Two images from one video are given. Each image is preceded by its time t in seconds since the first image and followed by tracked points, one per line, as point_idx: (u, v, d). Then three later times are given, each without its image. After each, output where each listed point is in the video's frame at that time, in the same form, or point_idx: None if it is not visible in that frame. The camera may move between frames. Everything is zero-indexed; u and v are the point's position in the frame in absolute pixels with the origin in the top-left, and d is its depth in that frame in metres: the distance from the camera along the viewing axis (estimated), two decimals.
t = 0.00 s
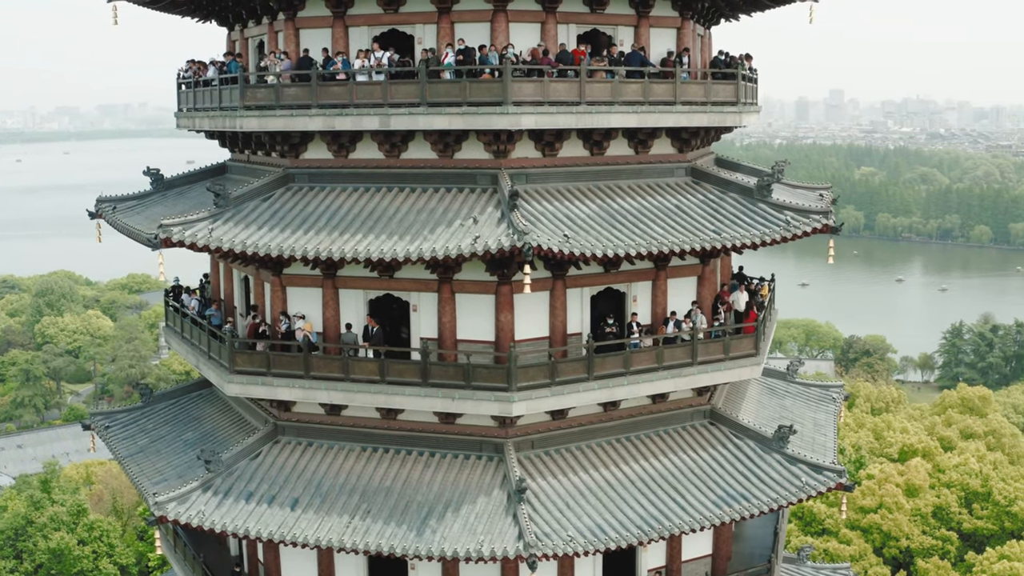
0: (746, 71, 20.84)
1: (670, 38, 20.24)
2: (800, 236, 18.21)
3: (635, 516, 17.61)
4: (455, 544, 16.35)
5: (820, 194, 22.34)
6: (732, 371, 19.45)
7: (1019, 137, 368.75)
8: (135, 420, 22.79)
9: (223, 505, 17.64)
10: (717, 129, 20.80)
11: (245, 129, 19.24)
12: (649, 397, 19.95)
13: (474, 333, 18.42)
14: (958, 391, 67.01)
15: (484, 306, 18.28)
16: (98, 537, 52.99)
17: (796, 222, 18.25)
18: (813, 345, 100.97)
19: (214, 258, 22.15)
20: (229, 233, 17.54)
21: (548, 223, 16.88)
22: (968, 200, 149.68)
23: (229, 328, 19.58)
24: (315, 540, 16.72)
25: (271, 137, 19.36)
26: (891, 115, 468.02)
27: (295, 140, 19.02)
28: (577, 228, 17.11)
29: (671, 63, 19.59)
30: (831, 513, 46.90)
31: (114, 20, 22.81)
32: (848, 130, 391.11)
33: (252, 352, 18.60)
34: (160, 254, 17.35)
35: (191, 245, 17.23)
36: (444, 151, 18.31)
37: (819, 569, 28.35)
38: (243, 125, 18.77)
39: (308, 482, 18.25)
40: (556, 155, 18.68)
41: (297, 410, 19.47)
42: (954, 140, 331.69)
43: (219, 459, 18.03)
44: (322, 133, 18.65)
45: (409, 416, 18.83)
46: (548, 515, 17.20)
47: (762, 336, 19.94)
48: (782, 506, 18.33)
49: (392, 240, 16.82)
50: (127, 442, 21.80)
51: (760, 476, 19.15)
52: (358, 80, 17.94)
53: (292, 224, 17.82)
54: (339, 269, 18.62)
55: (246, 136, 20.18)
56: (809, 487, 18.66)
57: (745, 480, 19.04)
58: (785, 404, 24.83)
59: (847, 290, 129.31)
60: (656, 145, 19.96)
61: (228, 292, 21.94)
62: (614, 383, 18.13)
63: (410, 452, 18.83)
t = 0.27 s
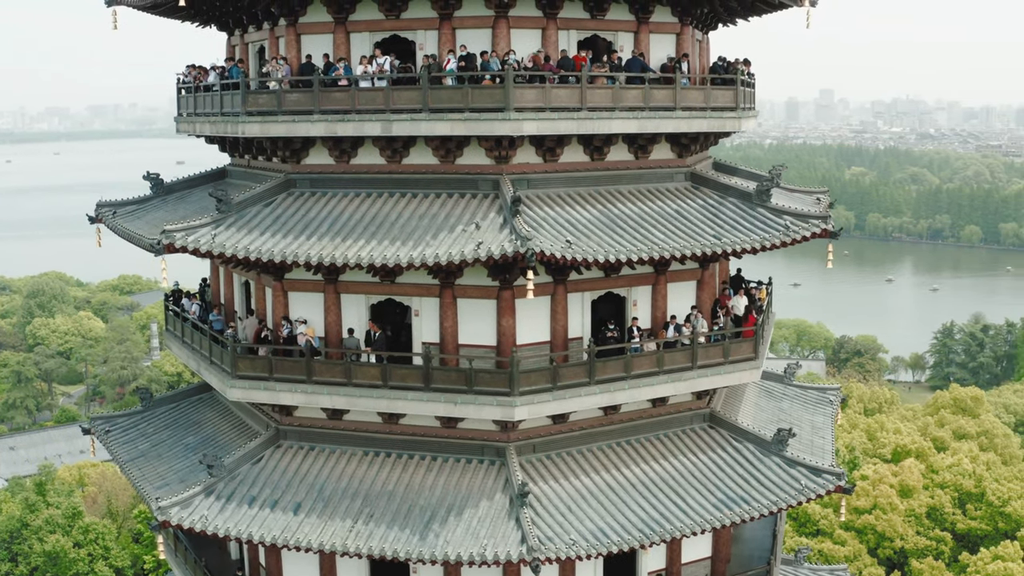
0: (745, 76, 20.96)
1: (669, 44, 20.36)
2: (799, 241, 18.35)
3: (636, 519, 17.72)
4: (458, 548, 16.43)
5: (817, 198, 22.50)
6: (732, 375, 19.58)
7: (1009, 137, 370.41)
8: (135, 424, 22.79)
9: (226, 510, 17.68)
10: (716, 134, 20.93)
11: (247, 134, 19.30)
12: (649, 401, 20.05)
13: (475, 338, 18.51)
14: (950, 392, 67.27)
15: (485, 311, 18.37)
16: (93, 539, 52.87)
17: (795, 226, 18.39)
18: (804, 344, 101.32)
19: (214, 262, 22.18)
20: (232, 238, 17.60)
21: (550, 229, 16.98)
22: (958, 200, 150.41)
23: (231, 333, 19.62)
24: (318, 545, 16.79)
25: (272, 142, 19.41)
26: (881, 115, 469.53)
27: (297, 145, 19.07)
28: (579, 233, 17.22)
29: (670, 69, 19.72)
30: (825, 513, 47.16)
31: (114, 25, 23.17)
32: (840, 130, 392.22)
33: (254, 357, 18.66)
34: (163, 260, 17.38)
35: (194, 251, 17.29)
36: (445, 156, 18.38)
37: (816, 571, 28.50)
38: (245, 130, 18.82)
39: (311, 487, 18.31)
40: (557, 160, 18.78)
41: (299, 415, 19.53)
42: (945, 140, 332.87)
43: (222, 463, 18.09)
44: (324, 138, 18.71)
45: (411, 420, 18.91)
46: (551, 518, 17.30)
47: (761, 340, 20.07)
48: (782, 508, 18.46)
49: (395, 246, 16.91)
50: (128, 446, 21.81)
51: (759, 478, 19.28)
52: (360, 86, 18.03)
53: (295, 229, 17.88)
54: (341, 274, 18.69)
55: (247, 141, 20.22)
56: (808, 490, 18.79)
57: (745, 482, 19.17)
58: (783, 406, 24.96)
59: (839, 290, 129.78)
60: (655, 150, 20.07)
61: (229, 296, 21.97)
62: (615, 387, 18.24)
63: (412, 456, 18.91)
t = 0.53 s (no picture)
0: (743, 81, 21.07)
1: (668, 50, 20.48)
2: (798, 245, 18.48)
3: (638, 523, 17.84)
4: (461, 552, 16.52)
5: (814, 203, 22.68)
6: (731, 379, 19.69)
7: (999, 137, 372.17)
8: (135, 429, 22.80)
9: (229, 514, 17.74)
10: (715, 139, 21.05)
11: (248, 140, 19.36)
12: (649, 405, 20.16)
13: (476, 343, 18.58)
14: (942, 393, 67.53)
15: (486, 316, 18.46)
16: (88, 542, 52.74)
17: (794, 231, 18.52)
18: (795, 345, 101.69)
19: (214, 267, 22.22)
20: (234, 244, 17.67)
21: (552, 235, 17.09)
22: (948, 200, 151.17)
23: (232, 337, 19.68)
24: (321, 549, 16.86)
25: (273, 147, 19.47)
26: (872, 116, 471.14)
27: (298, 151, 19.13)
28: (581, 239, 17.33)
29: (670, 74, 19.84)
30: (820, 514, 47.37)
31: (115, 30, 23.59)
32: (831, 131, 393.42)
33: (256, 362, 18.71)
34: (165, 266, 17.44)
35: (197, 256, 17.34)
36: (447, 161, 18.46)
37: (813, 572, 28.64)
38: (246, 136, 18.88)
39: (313, 491, 18.38)
40: (557, 165, 18.88)
41: (300, 419, 19.58)
42: (936, 140, 334.21)
43: (224, 468, 18.15)
44: (325, 144, 18.77)
45: (412, 424, 18.99)
46: (553, 522, 17.39)
47: (760, 344, 20.19)
48: (781, 511, 18.58)
49: (397, 251, 17.00)
50: (128, 451, 21.83)
51: (758, 481, 19.40)
52: (361, 92, 18.11)
53: (298, 235, 17.94)
54: (342, 280, 18.76)
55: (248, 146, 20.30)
56: (807, 492, 18.92)
57: (745, 485, 19.28)
58: (780, 409, 25.12)
59: (830, 291, 130.23)
60: (655, 154, 20.18)
61: (229, 301, 21.99)
62: (615, 391, 18.35)
63: (413, 460, 18.98)
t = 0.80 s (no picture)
0: (742, 86, 21.20)
1: (668, 55, 20.60)
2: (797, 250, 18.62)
3: (639, 526, 17.95)
4: (464, 555, 16.61)
5: (811, 208, 22.85)
6: (730, 383, 19.82)
7: (990, 137, 373.86)
8: (135, 433, 22.83)
9: (231, 518, 17.79)
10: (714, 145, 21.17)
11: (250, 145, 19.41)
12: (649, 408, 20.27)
13: (478, 348, 18.68)
14: (935, 393, 67.84)
15: (487, 320, 18.55)
16: (84, 545, 52.61)
17: (793, 236, 18.66)
18: (787, 345, 102.04)
19: (214, 271, 22.26)
20: (237, 250, 17.73)
21: (553, 241, 17.21)
22: (938, 201, 151.91)
23: (233, 342, 19.73)
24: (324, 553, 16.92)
25: (275, 153, 19.53)
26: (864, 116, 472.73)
27: (300, 156, 19.19)
28: (582, 244, 17.45)
29: (670, 80, 19.95)
30: (814, 515, 47.59)
31: (115, 37, 23.29)
32: (823, 132, 394.67)
33: (258, 366, 18.77)
34: (168, 272, 17.49)
35: (199, 262, 17.42)
36: (448, 167, 18.55)
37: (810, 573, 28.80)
38: (248, 142, 18.93)
39: (316, 495, 18.45)
40: (558, 171, 18.99)
41: (302, 423, 19.64)
42: (927, 140, 335.51)
43: (226, 472, 18.20)
44: (327, 149, 18.84)
45: (413, 429, 19.06)
46: (555, 526, 17.49)
47: (759, 347, 20.32)
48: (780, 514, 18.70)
49: (400, 257, 17.09)
50: (129, 455, 21.86)
51: (757, 484, 19.53)
52: (363, 98, 18.18)
53: (300, 241, 18.01)
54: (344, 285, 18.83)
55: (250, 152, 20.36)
56: (806, 495, 19.06)
57: (744, 488, 19.41)
58: (778, 412, 25.26)
59: (823, 291, 130.68)
60: (655, 159, 20.29)
61: (229, 305, 22.04)
62: (616, 396, 18.47)
63: (415, 464, 19.06)
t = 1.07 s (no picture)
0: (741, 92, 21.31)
1: (667, 61, 20.72)
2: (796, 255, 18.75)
3: (640, 529, 18.06)
4: (466, 559, 16.70)
5: (808, 212, 23.01)
6: (730, 386, 19.94)
7: (981, 137, 375.41)
8: (136, 437, 22.87)
9: (234, 522, 17.86)
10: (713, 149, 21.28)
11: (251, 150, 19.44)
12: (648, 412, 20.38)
13: (479, 352, 18.77)
14: (928, 393, 68.13)
15: (488, 325, 18.65)
16: (80, 547, 52.49)
17: (792, 241, 18.80)
18: (778, 345, 102.42)
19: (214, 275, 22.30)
20: (240, 255, 17.79)
21: (555, 246, 17.32)
22: (929, 200, 152.55)
23: (235, 347, 19.78)
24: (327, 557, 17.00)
25: (276, 158, 19.58)
26: (855, 117, 474.18)
27: (302, 161, 19.26)
28: (583, 249, 17.56)
29: (670, 86, 20.09)
30: (810, 516, 47.77)
31: (115, 40, 23.72)
32: (811, 129, 396.36)
33: (260, 371, 18.84)
34: (171, 277, 17.53)
35: (202, 267, 17.47)
36: (449, 173, 18.64)
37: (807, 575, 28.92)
38: (249, 147, 18.96)
39: (318, 500, 18.53)
40: (559, 176, 19.09)
41: (303, 428, 19.70)
42: (916, 140, 336.88)
43: (229, 477, 18.27)
44: (328, 155, 18.91)
45: (415, 433, 19.14)
46: (557, 529, 17.59)
47: (758, 351, 20.45)
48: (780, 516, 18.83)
49: (402, 263, 17.18)
50: (130, 459, 21.89)
51: (757, 487, 19.65)
52: (366, 104, 18.27)
53: (303, 246, 18.08)
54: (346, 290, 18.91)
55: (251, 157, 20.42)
56: (805, 498, 19.19)
57: (743, 491, 19.54)
58: (776, 414, 25.39)
59: (815, 291, 131.11)
60: (654, 165, 20.41)
61: (230, 310, 22.08)
62: (617, 399, 18.58)
63: (417, 468, 19.15)
